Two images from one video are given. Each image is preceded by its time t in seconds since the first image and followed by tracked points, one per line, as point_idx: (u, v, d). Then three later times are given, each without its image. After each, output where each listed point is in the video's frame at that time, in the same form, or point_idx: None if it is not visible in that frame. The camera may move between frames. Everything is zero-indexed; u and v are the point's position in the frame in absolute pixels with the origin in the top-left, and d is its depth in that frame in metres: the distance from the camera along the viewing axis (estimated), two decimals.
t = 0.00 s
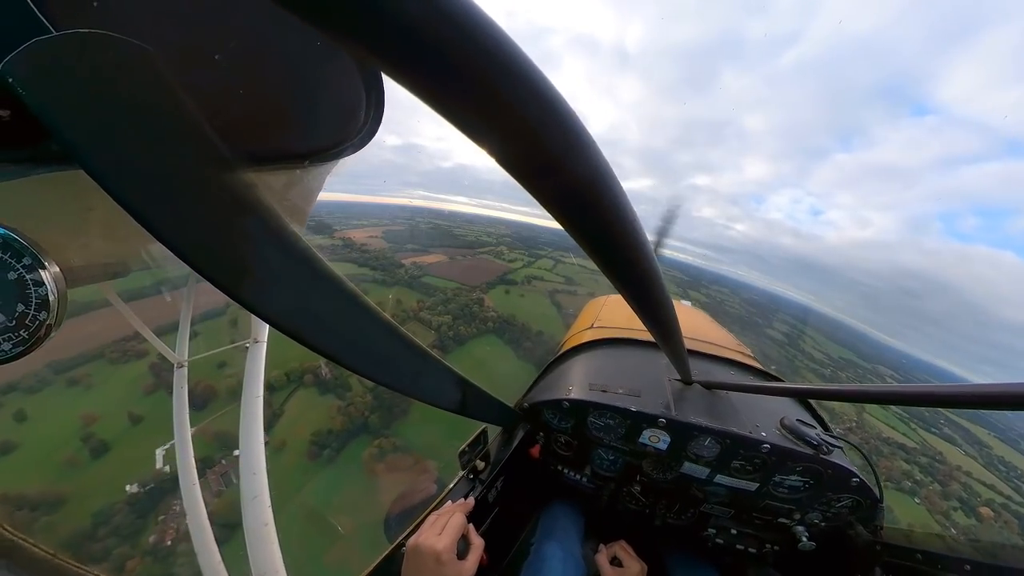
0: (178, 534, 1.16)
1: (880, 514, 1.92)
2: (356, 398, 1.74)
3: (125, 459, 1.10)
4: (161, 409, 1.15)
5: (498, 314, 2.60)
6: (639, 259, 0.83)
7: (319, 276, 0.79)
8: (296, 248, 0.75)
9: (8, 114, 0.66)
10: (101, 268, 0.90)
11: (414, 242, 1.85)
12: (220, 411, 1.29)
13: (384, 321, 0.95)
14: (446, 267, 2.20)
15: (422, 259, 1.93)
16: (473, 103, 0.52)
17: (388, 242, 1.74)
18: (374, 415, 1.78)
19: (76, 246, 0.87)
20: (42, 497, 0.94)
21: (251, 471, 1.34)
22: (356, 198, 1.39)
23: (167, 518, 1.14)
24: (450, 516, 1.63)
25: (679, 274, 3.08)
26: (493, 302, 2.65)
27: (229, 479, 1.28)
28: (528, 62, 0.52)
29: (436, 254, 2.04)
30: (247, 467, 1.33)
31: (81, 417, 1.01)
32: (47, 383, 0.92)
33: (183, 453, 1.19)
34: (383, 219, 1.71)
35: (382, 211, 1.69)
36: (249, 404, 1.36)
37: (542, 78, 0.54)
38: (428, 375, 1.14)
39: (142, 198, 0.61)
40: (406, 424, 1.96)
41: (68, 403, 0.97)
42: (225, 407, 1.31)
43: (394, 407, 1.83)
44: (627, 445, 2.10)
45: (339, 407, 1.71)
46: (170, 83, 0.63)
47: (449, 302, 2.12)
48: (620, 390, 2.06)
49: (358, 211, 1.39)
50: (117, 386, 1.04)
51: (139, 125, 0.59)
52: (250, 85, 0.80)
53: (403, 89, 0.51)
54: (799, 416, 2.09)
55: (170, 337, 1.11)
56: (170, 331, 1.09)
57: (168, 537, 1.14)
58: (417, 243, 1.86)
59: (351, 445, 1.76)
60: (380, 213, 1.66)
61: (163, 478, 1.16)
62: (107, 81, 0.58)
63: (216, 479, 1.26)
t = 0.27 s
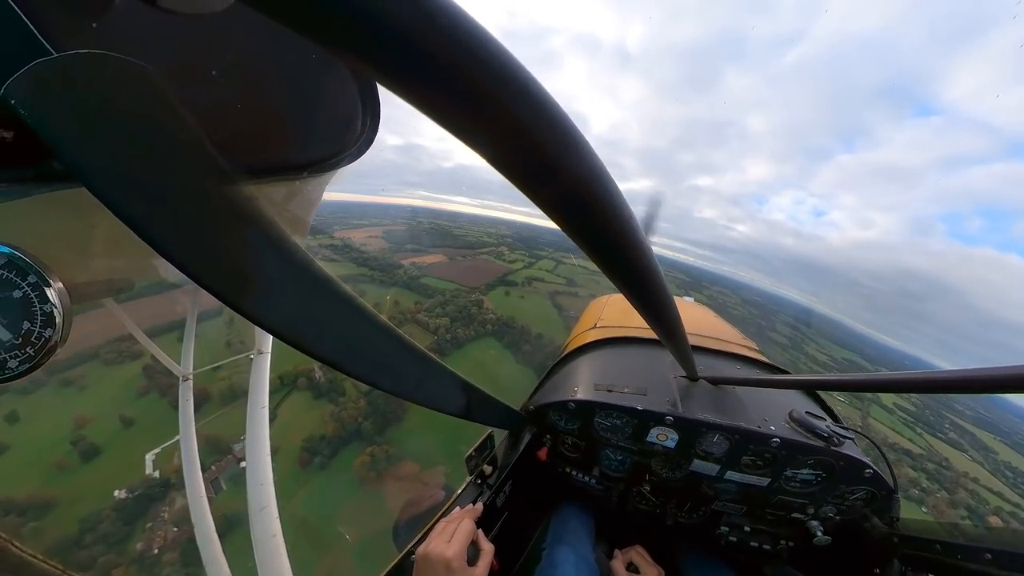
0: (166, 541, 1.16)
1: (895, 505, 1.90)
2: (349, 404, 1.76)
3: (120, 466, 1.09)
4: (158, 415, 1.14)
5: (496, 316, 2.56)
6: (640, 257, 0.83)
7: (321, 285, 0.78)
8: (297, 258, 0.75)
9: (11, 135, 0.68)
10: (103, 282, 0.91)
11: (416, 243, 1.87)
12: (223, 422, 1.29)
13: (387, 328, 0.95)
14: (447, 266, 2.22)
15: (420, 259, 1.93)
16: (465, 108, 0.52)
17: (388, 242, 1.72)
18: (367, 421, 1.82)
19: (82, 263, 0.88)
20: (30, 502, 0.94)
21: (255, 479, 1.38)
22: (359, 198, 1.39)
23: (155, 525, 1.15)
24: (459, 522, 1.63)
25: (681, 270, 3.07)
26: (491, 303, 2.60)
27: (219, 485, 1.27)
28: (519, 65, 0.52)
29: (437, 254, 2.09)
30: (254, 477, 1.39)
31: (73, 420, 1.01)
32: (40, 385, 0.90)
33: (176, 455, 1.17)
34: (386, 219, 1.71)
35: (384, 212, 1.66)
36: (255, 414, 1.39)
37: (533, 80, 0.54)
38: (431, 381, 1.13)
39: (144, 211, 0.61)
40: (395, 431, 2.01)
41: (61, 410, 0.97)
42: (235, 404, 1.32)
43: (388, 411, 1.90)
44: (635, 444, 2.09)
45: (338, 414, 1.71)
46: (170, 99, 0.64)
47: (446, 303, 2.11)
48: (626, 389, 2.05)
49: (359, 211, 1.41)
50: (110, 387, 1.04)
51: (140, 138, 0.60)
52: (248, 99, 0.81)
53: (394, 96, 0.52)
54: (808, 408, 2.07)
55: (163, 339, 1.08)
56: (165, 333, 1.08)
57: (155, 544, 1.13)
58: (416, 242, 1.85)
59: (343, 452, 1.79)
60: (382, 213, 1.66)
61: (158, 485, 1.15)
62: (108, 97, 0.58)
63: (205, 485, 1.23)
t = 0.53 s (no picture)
0: (153, 549, 1.12)
1: (910, 498, 1.88)
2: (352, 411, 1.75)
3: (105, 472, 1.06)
4: (153, 421, 1.11)
5: (495, 318, 2.55)
6: (642, 256, 0.83)
7: (322, 292, 0.78)
8: (299, 266, 0.75)
9: (18, 152, 0.69)
10: (107, 295, 0.91)
11: (415, 242, 1.84)
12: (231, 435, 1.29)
13: (390, 333, 0.95)
14: (446, 266, 2.20)
15: (421, 258, 1.89)
16: (459, 113, 0.52)
17: (387, 241, 1.71)
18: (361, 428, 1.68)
19: (86, 272, 0.88)
20: (19, 507, 0.93)
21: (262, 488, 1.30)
22: (362, 197, 1.35)
23: (142, 532, 1.11)
24: (468, 527, 1.63)
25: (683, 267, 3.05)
26: (490, 303, 2.58)
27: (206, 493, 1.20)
28: (513, 68, 0.52)
29: (438, 254, 2.07)
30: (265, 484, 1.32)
31: (63, 422, 0.97)
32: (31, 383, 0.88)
33: (165, 461, 1.14)
34: (385, 218, 1.68)
35: (384, 210, 1.64)
36: (262, 421, 1.32)
37: (527, 83, 0.54)
38: (436, 386, 1.13)
39: (147, 224, 0.61)
40: (395, 438, 1.87)
41: (57, 415, 0.96)
42: (229, 408, 1.26)
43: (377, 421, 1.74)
44: (643, 444, 2.07)
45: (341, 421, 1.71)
46: (170, 113, 0.65)
47: (445, 305, 2.08)
48: (631, 388, 2.03)
49: (361, 210, 1.39)
50: (107, 388, 0.99)
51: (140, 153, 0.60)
52: (247, 110, 0.81)
53: (388, 103, 0.52)
54: (818, 402, 2.04)
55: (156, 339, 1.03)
56: (159, 333, 1.03)
57: (141, 552, 1.09)
58: (415, 241, 1.84)
59: (336, 459, 1.60)
60: (383, 212, 1.65)
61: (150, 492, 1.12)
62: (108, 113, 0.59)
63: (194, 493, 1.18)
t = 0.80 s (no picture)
0: (139, 558, 1.06)
1: (919, 495, 1.86)
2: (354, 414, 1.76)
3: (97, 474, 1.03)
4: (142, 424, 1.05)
5: (494, 321, 2.52)
6: (644, 255, 0.82)
7: (325, 295, 0.79)
8: (301, 269, 0.75)
9: (26, 162, 0.71)
10: (112, 303, 0.91)
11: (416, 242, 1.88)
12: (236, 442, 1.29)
13: (392, 336, 0.95)
14: (445, 268, 2.28)
15: (419, 259, 1.93)
16: (459, 114, 0.51)
17: (388, 241, 1.68)
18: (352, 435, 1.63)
19: (94, 278, 0.88)
20: (15, 513, 0.93)
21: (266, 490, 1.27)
22: (368, 198, 1.39)
23: (128, 541, 1.05)
24: (473, 528, 1.63)
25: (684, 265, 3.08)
26: (490, 305, 2.58)
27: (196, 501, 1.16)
28: (513, 68, 0.52)
29: (437, 255, 2.13)
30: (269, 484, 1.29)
31: (54, 425, 0.95)
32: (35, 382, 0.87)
33: (155, 467, 1.09)
34: (388, 216, 1.65)
35: (389, 208, 1.63)
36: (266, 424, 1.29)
37: (527, 83, 0.54)
38: (440, 388, 1.13)
39: (151, 229, 0.61)
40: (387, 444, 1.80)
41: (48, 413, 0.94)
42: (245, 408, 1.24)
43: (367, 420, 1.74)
44: (647, 443, 2.07)
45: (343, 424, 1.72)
46: (172, 120, 0.65)
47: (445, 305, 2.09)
48: (635, 387, 2.03)
49: (361, 211, 1.39)
50: (100, 389, 0.96)
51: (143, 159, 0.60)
52: (248, 115, 0.81)
53: (388, 106, 0.52)
54: (824, 398, 2.03)
55: (156, 337, 1.00)
56: (159, 332, 1.00)
57: (128, 561, 1.03)
58: (416, 239, 1.87)
59: (333, 465, 1.57)
60: (384, 212, 1.61)
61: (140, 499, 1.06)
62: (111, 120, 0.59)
63: (182, 499, 1.14)
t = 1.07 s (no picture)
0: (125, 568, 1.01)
1: (928, 490, 1.85)
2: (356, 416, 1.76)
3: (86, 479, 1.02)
4: (132, 428, 1.05)
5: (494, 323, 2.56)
6: (645, 254, 0.82)
7: (326, 299, 0.79)
8: (303, 274, 0.76)
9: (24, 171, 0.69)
10: (113, 312, 0.92)
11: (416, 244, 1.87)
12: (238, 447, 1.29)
13: (393, 340, 0.95)
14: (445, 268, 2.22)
15: (419, 259, 1.88)
16: (457, 115, 0.51)
17: (388, 242, 1.69)
18: (345, 442, 1.68)
19: (94, 287, 0.89)
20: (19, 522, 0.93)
21: (268, 494, 1.30)
22: (370, 198, 1.38)
23: (115, 549, 1.02)
24: (477, 531, 1.63)
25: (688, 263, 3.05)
26: (490, 307, 2.67)
27: (185, 507, 1.15)
28: (511, 69, 0.52)
29: (436, 255, 2.04)
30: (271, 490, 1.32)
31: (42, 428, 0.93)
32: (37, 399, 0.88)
33: (145, 471, 1.07)
34: (389, 217, 1.65)
35: (390, 209, 1.63)
36: (269, 428, 1.36)
37: (525, 83, 0.53)
38: (443, 391, 1.13)
39: (152, 237, 0.61)
40: (378, 452, 1.84)
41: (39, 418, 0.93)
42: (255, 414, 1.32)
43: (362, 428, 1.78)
44: (651, 442, 2.06)
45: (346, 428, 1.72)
46: (173, 127, 0.65)
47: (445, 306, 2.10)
48: (638, 386, 2.02)
49: (363, 211, 1.38)
50: (103, 400, 0.97)
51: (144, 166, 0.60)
52: (247, 120, 0.81)
53: (386, 108, 0.52)
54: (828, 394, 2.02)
55: (155, 335, 1.01)
56: (157, 331, 1.01)
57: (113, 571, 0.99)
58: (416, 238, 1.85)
59: (328, 471, 1.59)
60: (385, 212, 1.61)
61: (128, 505, 1.04)
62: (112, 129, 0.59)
63: (170, 507, 1.12)
